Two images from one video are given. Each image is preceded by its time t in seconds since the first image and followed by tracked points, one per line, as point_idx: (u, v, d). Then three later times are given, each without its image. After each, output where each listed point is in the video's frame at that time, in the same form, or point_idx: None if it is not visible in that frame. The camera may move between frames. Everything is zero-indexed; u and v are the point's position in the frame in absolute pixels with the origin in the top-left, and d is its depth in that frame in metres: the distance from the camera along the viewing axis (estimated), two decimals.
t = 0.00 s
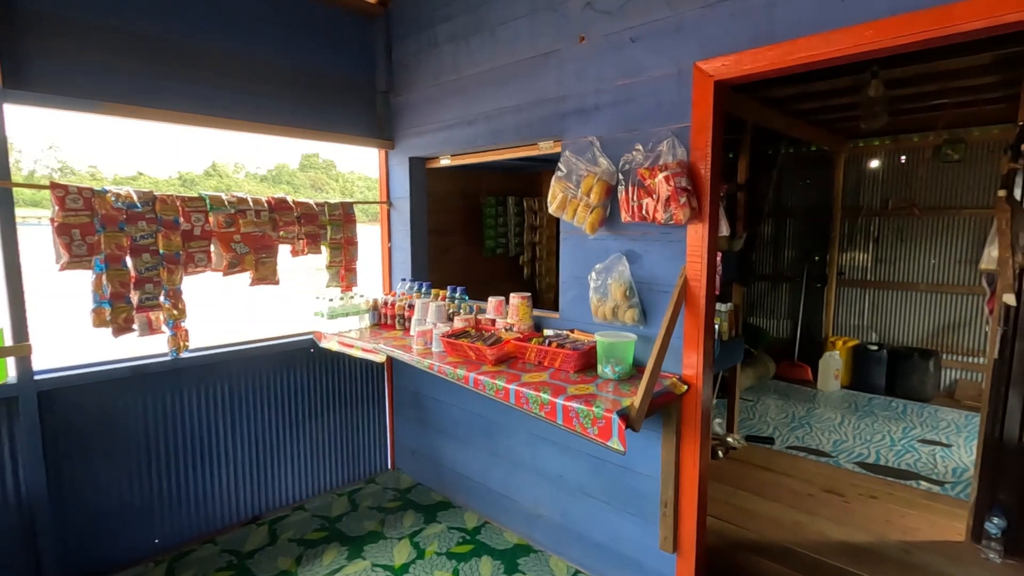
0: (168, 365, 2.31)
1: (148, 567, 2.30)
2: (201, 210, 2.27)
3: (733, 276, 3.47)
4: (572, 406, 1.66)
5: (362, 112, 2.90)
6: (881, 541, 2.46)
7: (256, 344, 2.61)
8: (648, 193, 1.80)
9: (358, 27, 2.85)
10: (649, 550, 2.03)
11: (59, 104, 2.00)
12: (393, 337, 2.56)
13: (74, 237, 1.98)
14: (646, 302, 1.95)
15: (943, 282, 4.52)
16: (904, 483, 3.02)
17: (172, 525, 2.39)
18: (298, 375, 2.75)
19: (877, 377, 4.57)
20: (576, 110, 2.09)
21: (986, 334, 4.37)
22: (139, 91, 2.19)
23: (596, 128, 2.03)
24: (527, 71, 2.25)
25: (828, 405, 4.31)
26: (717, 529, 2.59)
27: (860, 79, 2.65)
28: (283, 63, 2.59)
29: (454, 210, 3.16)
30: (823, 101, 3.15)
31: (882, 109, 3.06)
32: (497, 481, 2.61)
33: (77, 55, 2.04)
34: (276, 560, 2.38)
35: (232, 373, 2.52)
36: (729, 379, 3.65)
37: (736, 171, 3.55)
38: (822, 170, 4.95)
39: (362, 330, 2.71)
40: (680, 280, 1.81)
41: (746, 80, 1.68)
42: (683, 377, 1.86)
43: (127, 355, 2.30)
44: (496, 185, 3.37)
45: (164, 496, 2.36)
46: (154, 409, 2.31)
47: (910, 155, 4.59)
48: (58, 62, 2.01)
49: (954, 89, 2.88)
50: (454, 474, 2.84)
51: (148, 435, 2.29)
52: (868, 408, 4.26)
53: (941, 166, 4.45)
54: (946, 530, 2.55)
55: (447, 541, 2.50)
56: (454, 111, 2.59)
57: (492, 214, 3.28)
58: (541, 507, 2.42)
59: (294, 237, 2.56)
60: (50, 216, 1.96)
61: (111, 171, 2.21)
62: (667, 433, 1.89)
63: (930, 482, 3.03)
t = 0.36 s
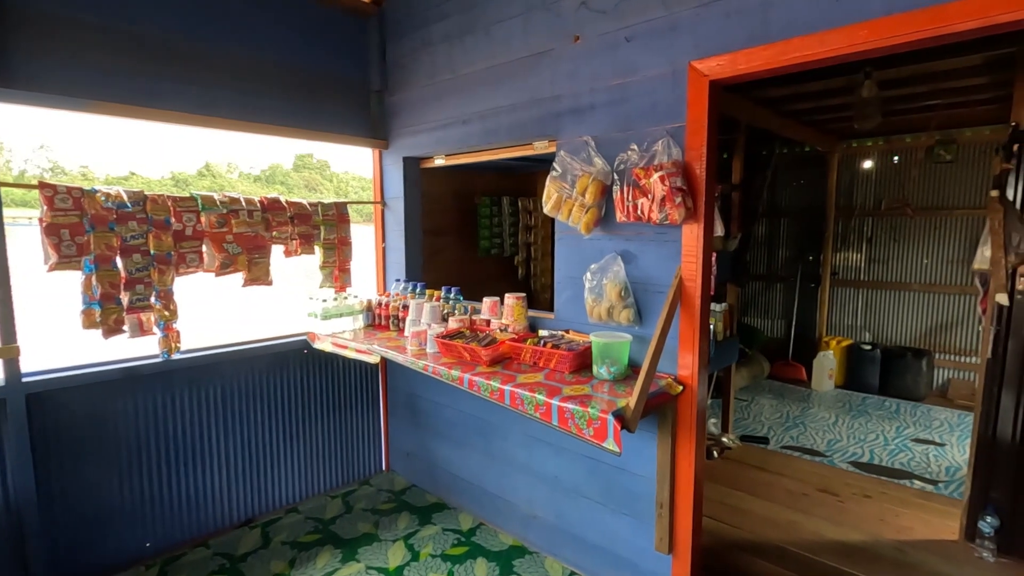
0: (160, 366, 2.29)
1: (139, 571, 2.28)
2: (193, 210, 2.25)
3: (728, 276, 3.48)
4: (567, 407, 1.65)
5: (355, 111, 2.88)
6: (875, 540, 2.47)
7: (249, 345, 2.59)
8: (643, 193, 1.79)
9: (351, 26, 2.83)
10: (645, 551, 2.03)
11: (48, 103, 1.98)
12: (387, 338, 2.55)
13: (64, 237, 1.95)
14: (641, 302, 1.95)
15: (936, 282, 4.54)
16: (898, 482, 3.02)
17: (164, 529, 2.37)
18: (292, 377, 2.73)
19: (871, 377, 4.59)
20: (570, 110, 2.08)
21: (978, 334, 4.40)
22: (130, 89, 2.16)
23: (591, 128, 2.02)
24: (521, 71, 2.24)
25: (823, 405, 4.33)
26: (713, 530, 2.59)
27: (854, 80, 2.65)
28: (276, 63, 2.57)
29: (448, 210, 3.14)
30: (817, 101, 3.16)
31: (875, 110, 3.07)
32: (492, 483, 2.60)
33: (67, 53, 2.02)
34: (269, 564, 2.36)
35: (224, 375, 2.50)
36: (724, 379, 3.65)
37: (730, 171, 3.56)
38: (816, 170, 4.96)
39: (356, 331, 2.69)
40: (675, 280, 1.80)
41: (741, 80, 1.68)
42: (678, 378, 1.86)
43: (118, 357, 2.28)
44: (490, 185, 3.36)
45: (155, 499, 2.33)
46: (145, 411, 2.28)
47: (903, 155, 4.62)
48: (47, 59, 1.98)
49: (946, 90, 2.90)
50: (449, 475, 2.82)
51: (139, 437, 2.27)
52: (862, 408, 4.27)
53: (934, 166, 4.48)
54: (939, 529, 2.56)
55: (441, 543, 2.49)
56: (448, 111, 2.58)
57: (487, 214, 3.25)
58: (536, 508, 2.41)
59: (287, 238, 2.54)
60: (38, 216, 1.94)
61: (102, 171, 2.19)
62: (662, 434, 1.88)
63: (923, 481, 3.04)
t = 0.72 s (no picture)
0: (157, 367, 2.28)
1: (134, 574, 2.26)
2: (189, 210, 2.24)
3: (725, 276, 3.48)
4: (566, 408, 1.65)
5: (352, 111, 2.87)
6: (873, 540, 2.47)
7: (245, 347, 2.57)
8: (641, 193, 1.79)
9: (348, 26, 2.82)
10: (643, 552, 2.02)
11: (42, 103, 1.96)
12: (384, 338, 2.54)
13: (59, 237, 1.94)
14: (639, 303, 1.95)
15: (932, 282, 4.56)
16: (895, 482, 3.03)
17: (160, 531, 2.35)
18: (289, 378, 2.72)
19: (867, 377, 4.60)
20: (568, 110, 2.08)
21: (974, 334, 4.42)
22: (125, 89, 2.15)
23: (589, 128, 2.02)
24: (519, 70, 2.24)
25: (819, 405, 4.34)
26: (711, 529, 2.59)
27: (850, 80, 2.66)
28: (272, 62, 2.56)
29: (446, 210, 3.14)
30: (814, 101, 3.17)
31: (871, 110, 3.07)
32: (490, 484, 2.59)
33: (61, 53, 2.00)
34: (266, 565, 2.35)
35: (221, 376, 2.49)
36: (721, 379, 3.65)
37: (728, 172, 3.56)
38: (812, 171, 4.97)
39: (353, 332, 2.68)
40: (674, 280, 1.80)
41: (739, 80, 1.68)
42: (676, 378, 1.86)
43: (113, 358, 2.26)
44: (488, 185, 3.36)
45: (151, 501, 2.32)
46: (141, 413, 2.27)
47: (899, 156, 4.64)
48: (41, 59, 1.96)
49: (942, 91, 2.91)
50: (447, 476, 2.82)
51: (135, 439, 2.26)
52: (858, 408, 4.29)
53: (929, 167, 4.50)
54: (936, 528, 2.57)
55: (439, 544, 2.48)
56: (446, 111, 2.58)
57: (484, 214, 3.26)
58: (534, 509, 2.41)
59: (285, 238, 2.54)
60: (33, 216, 1.93)
61: (97, 171, 2.17)
62: (661, 434, 1.88)
63: (920, 480, 3.05)
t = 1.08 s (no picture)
0: (151, 369, 2.27)
1: None
2: (184, 211, 2.23)
3: (719, 277, 3.50)
4: (562, 408, 1.65)
5: (347, 111, 2.86)
6: (866, 538, 2.49)
7: (241, 348, 2.57)
8: (637, 194, 1.80)
9: (343, 26, 2.82)
10: (639, 551, 2.03)
11: (35, 103, 1.95)
12: (380, 339, 2.54)
13: (52, 238, 1.93)
14: (635, 303, 1.96)
15: (924, 283, 4.60)
16: (888, 481, 3.06)
17: (154, 533, 2.34)
18: (284, 379, 2.71)
19: (860, 376, 4.64)
20: (564, 111, 2.08)
21: (965, 333, 4.45)
22: (118, 88, 2.14)
23: (585, 129, 2.03)
24: (514, 71, 2.24)
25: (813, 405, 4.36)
26: (706, 529, 2.60)
27: (843, 82, 2.68)
28: (267, 63, 2.55)
29: (441, 211, 3.14)
30: (807, 103, 3.19)
31: (864, 112, 3.10)
32: (486, 484, 2.59)
33: (53, 52, 1.99)
34: (262, 567, 2.35)
35: (216, 378, 2.48)
36: (716, 379, 3.67)
37: (722, 173, 3.58)
38: (805, 171, 5.01)
39: (349, 333, 2.68)
40: (669, 281, 1.81)
41: (734, 82, 1.69)
42: (672, 378, 1.87)
43: (107, 359, 2.25)
44: (483, 186, 3.36)
45: (145, 503, 2.31)
46: (135, 415, 2.26)
47: (891, 157, 4.67)
48: (33, 58, 1.95)
49: (934, 93, 2.94)
50: (443, 477, 2.82)
51: (128, 441, 2.24)
52: (851, 407, 4.32)
53: (921, 168, 4.54)
54: (929, 526, 2.59)
55: (435, 545, 2.48)
56: (441, 112, 2.58)
57: (480, 215, 3.28)
58: (530, 509, 2.41)
59: (280, 239, 2.53)
60: (26, 217, 1.91)
61: (89, 172, 2.17)
62: (656, 434, 1.89)
63: (912, 479, 3.07)
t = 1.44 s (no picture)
0: (141, 372, 2.24)
1: None
2: (174, 214, 2.22)
3: (711, 279, 3.52)
4: (554, 410, 1.66)
5: (339, 113, 2.86)
6: (856, 537, 2.51)
7: (232, 351, 2.55)
8: (628, 197, 1.81)
9: (335, 29, 2.82)
10: (632, 553, 2.04)
11: (24, 105, 1.94)
12: (372, 342, 2.53)
13: (40, 241, 1.91)
14: (626, 306, 1.97)
15: (912, 284, 4.64)
16: (877, 481, 3.08)
17: (144, 538, 2.32)
18: (276, 382, 2.70)
19: (850, 377, 4.68)
20: (556, 114, 2.09)
21: (953, 334, 4.50)
22: (108, 90, 2.12)
23: (577, 132, 2.04)
24: (506, 75, 2.25)
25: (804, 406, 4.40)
26: (698, 530, 2.61)
27: (832, 87, 2.71)
28: (259, 65, 2.55)
29: (434, 213, 3.14)
30: (797, 107, 3.22)
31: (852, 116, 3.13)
32: (479, 487, 2.59)
33: (42, 54, 1.98)
34: (253, 571, 2.33)
35: (207, 381, 2.47)
36: (707, 381, 3.69)
37: (713, 176, 3.61)
38: (795, 174, 5.05)
39: (341, 336, 2.68)
40: (660, 283, 1.82)
41: (723, 86, 1.71)
42: (663, 380, 1.88)
43: (96, 363, 2.23)
44: (476, 188, 3.37)
45: (135, 508, 2.29)
46: (125, 418, 2.24)
47: (879, 161, 4.72)
48: (21, 59, 1.93)
49: (921, 97, 2.98)
50: (435, 480, 2.81)
51: (118, 445, 2.23)
52: (842, 408, 4.35)
53: (909, 171, 4.59)
54: (917, 525, 2.62)
55: (428, 548, 2.48)
56: (434, 114, 2.58)
57: (471, 217, 3.24)
58: (523, 511, 2.41)
59: (271, 242, 2.52)
60: (13, 220, 1.90)
61: (78, 174, 2.15)
62: (648, 436, 1.90)
63: (901, 479, 3.10)
